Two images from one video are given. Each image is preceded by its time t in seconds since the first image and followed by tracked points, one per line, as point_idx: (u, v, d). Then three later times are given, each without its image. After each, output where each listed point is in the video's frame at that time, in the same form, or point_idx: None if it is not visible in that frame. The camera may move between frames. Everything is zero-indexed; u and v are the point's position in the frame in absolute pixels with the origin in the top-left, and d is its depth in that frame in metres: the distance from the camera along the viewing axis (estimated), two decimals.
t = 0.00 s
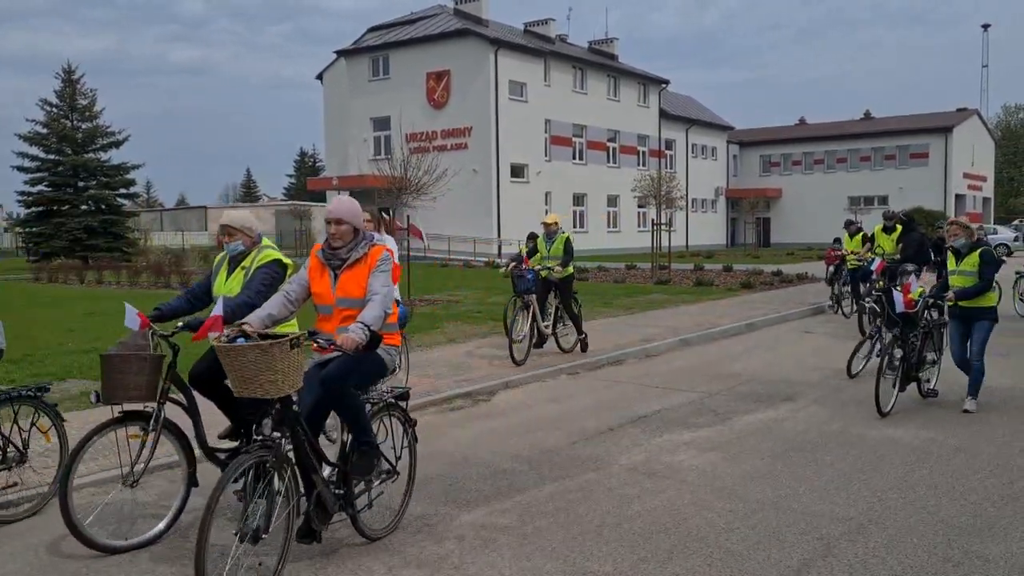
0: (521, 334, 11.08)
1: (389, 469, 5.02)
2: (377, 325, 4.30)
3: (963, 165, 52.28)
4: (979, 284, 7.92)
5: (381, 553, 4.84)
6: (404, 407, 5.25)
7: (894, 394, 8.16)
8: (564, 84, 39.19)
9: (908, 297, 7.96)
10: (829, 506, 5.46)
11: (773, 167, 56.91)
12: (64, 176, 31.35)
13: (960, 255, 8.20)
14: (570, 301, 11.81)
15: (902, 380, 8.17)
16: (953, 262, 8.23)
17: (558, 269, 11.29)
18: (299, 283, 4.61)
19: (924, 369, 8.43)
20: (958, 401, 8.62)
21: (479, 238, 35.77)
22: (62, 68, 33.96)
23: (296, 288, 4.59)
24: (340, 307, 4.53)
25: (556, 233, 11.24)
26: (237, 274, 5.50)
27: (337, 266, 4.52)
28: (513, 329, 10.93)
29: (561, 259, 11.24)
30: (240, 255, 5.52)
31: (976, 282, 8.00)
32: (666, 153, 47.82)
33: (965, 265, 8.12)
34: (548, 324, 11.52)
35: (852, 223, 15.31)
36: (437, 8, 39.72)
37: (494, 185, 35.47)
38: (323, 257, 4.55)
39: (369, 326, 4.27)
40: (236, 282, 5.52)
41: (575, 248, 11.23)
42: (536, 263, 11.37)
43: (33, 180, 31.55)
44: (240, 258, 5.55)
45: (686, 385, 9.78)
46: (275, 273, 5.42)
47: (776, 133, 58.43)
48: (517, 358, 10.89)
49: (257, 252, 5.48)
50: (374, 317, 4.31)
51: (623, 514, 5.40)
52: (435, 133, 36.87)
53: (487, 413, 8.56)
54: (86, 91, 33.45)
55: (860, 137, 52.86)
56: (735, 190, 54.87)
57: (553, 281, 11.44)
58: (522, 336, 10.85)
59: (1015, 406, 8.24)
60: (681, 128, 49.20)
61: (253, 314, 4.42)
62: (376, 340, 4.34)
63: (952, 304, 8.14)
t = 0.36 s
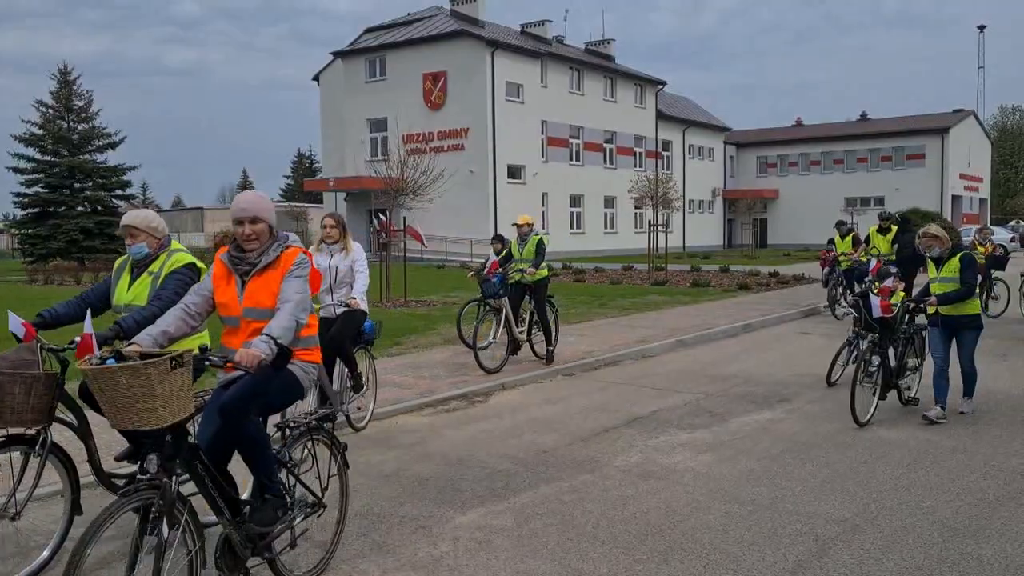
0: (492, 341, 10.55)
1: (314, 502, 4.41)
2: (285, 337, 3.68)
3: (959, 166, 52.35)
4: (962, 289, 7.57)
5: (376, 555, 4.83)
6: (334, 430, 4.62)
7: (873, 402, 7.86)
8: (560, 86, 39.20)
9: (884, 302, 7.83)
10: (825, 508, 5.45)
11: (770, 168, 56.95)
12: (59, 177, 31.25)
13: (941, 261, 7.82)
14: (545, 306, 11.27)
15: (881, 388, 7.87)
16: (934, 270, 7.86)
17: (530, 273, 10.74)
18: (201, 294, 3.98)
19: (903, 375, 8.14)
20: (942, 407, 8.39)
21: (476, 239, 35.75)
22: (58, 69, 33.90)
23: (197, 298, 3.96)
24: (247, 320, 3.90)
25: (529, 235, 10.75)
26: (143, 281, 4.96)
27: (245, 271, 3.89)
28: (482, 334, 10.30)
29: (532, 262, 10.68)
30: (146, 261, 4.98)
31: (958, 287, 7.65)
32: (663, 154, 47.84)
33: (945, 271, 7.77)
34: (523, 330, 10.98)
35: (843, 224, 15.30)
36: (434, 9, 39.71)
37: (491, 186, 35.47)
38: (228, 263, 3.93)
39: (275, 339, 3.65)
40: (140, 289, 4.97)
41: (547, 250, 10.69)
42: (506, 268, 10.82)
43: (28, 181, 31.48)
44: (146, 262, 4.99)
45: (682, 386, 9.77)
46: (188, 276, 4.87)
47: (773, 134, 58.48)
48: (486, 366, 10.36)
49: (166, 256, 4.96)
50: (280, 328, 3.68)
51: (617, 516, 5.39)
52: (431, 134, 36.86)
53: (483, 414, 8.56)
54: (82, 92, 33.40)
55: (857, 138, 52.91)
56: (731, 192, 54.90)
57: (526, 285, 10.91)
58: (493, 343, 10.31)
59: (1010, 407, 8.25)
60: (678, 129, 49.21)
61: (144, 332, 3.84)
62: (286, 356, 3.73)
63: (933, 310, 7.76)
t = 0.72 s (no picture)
0: (456, 348, 10.14)
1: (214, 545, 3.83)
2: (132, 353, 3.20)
3: (945, 167, 52.65)
4: (931, 290, 7.51)
5: (361, 557, 4.81)
6: (248, 465, 4.04)
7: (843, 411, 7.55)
8: (549, 87, 39.23)
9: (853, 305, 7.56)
10: (811, 507, 5.47)
11: (758, 169, 57.14)
12: (44, 178, 31.05)
13: (908, 262, 7.82)
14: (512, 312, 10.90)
15: (852, 396, 7.56)
16: (901, 270, 7.85)
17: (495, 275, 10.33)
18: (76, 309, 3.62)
19: (874, 382, 7.76)
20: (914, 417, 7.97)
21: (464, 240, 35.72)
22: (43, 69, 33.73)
23: (67, 316, 3.60)
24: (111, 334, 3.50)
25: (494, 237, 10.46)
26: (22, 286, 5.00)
27: (110, 278, 3.50)
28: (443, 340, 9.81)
29: (498, 263, 10.31)
30: (31, 263, 4.99)
31: (926, 288, 7.61)
32: (651, 155, 47.93)
33: (913, 272, 7.75)
34: (489, 336, 10.57)
35: (824, 225, 15.36)
36: (423, 10, 39.69)
37: (479, 188, 35.44)
38: (95, 272, 3.54)
39: (120, 355, 3.19)
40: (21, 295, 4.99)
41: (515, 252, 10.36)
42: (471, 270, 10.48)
43: (14, 182, 31.32)
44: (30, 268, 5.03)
45: (669, 387, 9.79)
46: (70, 281, 4.89)
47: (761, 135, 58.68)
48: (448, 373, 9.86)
49: (50, 261, 4.94)
50: (129, 342, 3.22)
51: (603, 517, 5.39)
52: (419, 135, 36.81)
53: (471, 415, 8.55)
54: (68, 92, 33.23)
55: (844, 140, 53.16)
56: (720, 193, 55.06)
57: (492, 289, 10.54)
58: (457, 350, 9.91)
59: (994, 408, 8.31)
60: (666, 130, 49.32)
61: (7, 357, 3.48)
62: (136, 374, 3.25)
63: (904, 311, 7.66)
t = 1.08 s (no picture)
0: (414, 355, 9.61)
1: None
2: None
3: (937, 167, 52.80)
4: (906, 295, 6.96)
5: (346, 561, 4.76)
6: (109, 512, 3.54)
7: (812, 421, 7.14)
8: (541, 87, 39.22)
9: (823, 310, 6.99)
10: (800, 508, 5.45)
11: (750, 169, 57.18)
12: (33, 180, 30.88)
13: (883, 266, 7.26)
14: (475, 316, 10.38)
15: (821, 406, 7.15)
16: (875, 275, 7.31)
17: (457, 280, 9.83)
18: None
19: (844, 392, 7.39)
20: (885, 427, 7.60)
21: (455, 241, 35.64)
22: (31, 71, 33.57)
23: None
24: None
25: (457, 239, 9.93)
26: None
27: None
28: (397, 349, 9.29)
29: (458, 268, 9.80)
30: None
31: (901, 293, 7.07)
32: (643, 156, 47.93)
33: (888, 277, 7.20)
34: (449, 343, 10.03)
35: (808, 229, 15.30)
36: (414, 10, 39.65)
37: (471, 188, 35.40)
38: None
39: None
40: None
41: (475, 254, 9.87)
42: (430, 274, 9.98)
43: (2, 184, 31.15)
44: None
45: (661, 388, 9.74)
46: None
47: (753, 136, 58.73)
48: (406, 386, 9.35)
49: None
50: None
51: (591, 519, 5.34)
52: (410, 136, 36.76)
53: (461, 417, 8.50)
54: (56, 93, 33.08)
55: (836, 140, 53.25)
56: (711, 193, 55.09)
57: (454, 294, 10.03)
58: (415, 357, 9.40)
59: (983, 408, 8.29)
60: (658, 131, 49.32)
61: None
62: None
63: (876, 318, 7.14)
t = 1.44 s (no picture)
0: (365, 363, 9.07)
1: None
2: None
3: (930, 168, 53.00)
4: (875, 302, 6.40)
5: (334, 560, 4.77)
6: None
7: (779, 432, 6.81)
8: (535, 88, 39.25)
9: (786, 314, 6.52)
10: (788, 507, 5.48)
11: (744, 169, 57.27)
12: (25, 179, 30.77)
13: (853, 270, 6.64)
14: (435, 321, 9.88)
15: (789, 414, 6.82)
16: (845, 279, 6.69)
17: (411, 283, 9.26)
18: None
19: (814, 398, 7.05)
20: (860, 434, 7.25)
21: (450, 242, 35.64)
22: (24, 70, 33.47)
23: None
24: None
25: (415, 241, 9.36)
26: None
27: None
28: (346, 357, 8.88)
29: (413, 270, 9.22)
30: None
31: (871, 300, 6.49)
32: (637, 156, 48.01)
33: (859, 282, 6.58)
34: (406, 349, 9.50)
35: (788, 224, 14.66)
36: (408, 10, 39.65)
37: (464, 188, 35.40)
38: None
39: None
40: None
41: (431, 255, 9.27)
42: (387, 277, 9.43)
43: None
44: None
45: (652, 388, 9.76)
46: None
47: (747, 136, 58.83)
48: (354, 393, 8.94)
49: None
50: None
51: (580, 519, 5.36)
52: (404, 136, 36.74)
53: (452, 417, 8.52)
54: (49, 93, 32.97)
55: (829, 141, 53.38)
56: (705, 194, 55.16)
57: (412, 298, 9.47)
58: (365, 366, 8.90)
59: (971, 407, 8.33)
60: (652, 132, 49.38)
61: None
62: None
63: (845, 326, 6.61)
